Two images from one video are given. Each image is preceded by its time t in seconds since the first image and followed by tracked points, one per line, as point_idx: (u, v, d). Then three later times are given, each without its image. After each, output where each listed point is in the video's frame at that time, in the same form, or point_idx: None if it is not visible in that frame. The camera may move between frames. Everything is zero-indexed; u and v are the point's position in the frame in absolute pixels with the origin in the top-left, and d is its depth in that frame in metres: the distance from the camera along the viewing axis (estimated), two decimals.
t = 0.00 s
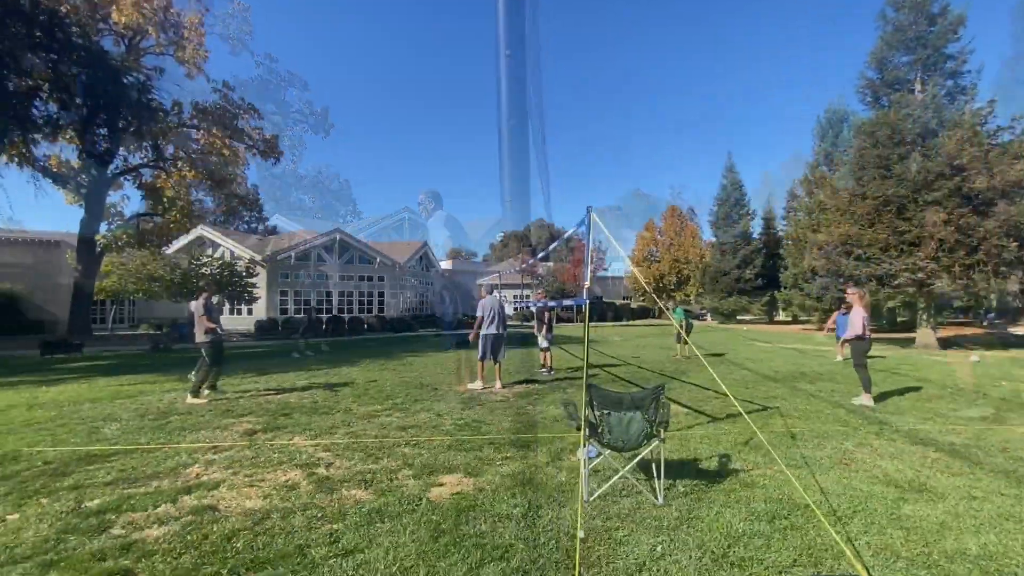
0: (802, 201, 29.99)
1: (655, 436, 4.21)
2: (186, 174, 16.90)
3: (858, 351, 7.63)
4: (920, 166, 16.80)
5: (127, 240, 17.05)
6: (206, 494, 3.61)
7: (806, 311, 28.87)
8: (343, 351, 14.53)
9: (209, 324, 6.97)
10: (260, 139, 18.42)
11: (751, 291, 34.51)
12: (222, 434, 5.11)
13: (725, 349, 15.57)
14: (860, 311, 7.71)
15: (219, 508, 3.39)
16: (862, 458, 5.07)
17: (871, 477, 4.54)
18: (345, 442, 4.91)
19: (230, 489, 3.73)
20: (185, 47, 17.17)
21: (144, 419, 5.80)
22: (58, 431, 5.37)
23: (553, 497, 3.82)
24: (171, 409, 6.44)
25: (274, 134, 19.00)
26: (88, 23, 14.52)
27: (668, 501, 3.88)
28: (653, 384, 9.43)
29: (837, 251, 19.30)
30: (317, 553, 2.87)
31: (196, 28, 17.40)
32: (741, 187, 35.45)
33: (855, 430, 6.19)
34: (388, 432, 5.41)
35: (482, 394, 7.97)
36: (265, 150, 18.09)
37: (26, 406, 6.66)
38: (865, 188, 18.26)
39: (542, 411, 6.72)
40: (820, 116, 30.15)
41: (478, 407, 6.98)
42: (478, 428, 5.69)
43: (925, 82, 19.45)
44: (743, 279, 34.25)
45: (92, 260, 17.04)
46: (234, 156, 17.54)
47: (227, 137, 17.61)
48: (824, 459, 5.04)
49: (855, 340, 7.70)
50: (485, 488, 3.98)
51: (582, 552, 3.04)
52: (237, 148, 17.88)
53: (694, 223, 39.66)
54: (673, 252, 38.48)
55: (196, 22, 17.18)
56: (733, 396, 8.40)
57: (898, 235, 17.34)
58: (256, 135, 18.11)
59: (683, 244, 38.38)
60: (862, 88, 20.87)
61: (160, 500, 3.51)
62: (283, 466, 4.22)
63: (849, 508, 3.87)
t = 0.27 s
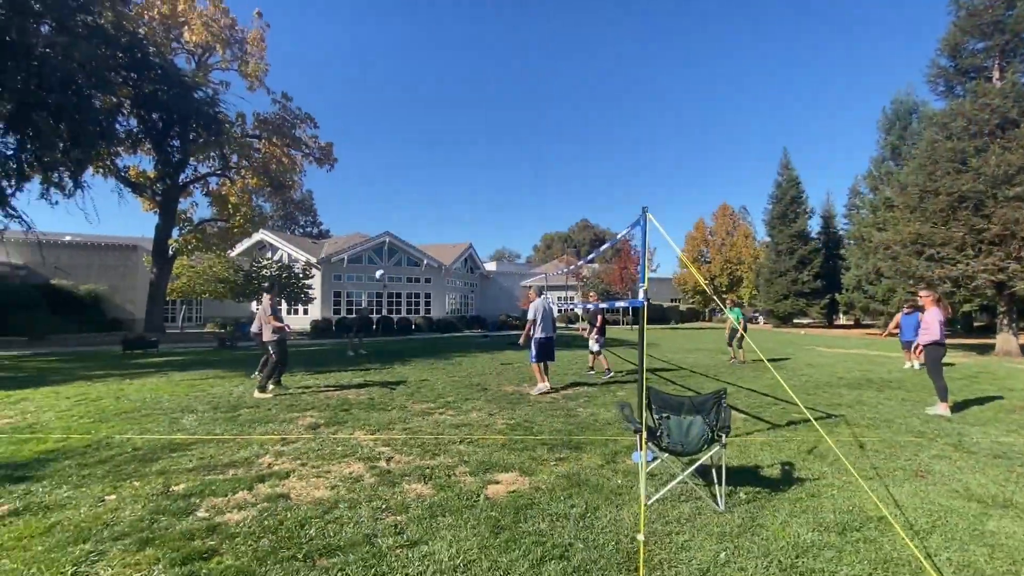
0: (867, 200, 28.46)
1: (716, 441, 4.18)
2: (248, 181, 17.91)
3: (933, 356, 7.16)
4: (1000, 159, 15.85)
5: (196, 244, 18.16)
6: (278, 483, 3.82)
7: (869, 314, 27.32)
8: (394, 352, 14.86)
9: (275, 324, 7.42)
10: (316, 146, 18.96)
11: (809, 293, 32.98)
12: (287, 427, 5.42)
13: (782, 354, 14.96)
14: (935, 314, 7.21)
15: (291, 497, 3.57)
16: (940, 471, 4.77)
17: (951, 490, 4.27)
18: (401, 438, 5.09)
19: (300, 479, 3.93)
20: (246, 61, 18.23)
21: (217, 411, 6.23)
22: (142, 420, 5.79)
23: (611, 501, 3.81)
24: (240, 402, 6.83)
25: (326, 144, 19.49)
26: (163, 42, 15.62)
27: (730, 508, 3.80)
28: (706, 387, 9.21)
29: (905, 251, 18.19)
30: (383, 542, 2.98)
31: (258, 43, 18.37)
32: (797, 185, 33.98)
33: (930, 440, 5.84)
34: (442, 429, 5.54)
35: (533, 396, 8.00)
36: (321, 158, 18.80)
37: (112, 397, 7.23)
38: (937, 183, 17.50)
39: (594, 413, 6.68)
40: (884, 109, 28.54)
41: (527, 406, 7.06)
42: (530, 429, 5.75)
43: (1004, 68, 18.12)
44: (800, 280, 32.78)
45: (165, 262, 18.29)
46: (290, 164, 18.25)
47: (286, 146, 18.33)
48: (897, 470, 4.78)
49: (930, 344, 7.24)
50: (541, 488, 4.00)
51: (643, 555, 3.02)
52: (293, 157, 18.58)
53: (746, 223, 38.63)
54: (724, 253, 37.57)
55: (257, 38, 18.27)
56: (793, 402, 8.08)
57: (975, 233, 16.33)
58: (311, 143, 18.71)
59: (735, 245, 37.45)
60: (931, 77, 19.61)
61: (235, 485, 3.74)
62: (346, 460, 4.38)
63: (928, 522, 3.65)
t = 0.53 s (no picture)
0: (918, 198, 27.18)
1: (761, 448, 4.11)
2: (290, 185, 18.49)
3: (992, 363, 6.79)
4: None
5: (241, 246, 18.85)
6: (323, 478, 3.93)
7: (922, 317, 26.02)
8: (428, 352, 15.06)
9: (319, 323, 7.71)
10: (354, 150, 19.31)
11: (855, 296, 31.67)
12: (330, 424, 5.57)
13: (827, 359, 14.41)
14: (995, 318, 6.81)
15: (336, 492, 3.67)
16: (1003, 484, 4.52)
17: (1016, 505, 4.04)
18: (440, 437, 5.17)
19: (343, 474, 4.03)
20: (289, 69, 18.82)
21: (264, 407, 6.47)
22: (194, 415, 6.06)
23: (651, 507, 3.76)
24: (284, 399, 7.06)
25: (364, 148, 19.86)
26: (212, 54, 16.32)
27: (776, 517, 3.72)
28: (746, 392, 8.99)
29: (960, 252, 17.29)
30: (425, 539, 3.03)
31: (299, 52, 18.96)
32: (842, 183, 32.72)
33: (991, 451, 5.54)
34: (479, 430, 5.60)
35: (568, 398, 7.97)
36: (359, 163, 19.20)
37: (166, 392, 7.59)
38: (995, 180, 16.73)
39: (631, 416, 6.61)
40: (937, 102, 27.18)
41: (563, 408, 7.05)
42: (567, 432, 5.75)
43: None
44: (846, 282, 31.52)
45: (213, 264, 19.06)
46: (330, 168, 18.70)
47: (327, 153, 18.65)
48: (956, 483, 4.55)
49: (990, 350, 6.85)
50: (580, 490, 3.99)
51: (687, 562, 2.98)
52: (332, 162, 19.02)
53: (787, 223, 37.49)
54: (764, 254, 36.57)
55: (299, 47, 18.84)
56: (840, 409, 7.78)
57: None
58: (349, 147, 19.06)
59: (775, 245, 36.41)
60: (989, 68, 18.59)
61: (282, 478, 3.87)
62: (388, 458, 4.46)
63: (992, 538, 3.47)
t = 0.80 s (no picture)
0: (950, 198, 26.35)
1: (786, 458, 4.01)
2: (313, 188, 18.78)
3: None
4: None
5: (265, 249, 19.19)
6: (342, 479, 3.96)
7: (954, 321, 25.20)
8: (447, 354, 15.12)
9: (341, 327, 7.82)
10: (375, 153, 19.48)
11: (883, 299, 30.83)
12: (350, 425, 5.61)
13: (854, 364, 14.05)
14: None
15: (355, 493, 3.69)
16: None
17: None
18: (458, 440, 5.17)
19: (362, 476, 4.05)
20: (312, 74, 19.12)
21: (286, 407, 6.56)
22: (218, 414, 6.17)
23: (672, 515, 3.70)
24: (305, 399, 7.15)
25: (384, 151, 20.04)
26: (237, 60, 16.67)
27: (802, 528, 3.62)
28: (769, 397, 8.81)
29: (995, 254, 16.71)
30: (443, 543, 3.03)
31: (322, 57, 19.23)
32: (870, 183, 31.91)
33: None
34: (497, 433, 5.58)
35: (587, 402, 7.90)
36: (379, 166, 19.42)
37: (192, 391, 7.74)
38: None
39: (651, 421, 6.52)
40: (971, 99, 26.34)
41: (583, 412, 6.99)
42: (586, 436, 5.70)
43: None
44: (874, 285, 30.71)
45: (238, 265, 19.44)
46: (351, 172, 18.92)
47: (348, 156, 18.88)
48: (993, 496, 4.38)
49: None
50: (599, 497, 3.94)
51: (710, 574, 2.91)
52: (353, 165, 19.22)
53: (812, 225, 36.73)
54: (788, 255, 35.89)
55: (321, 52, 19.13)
56: (869, 416, 7.57)
57: None
58: (370, 151, 19.22)
59: (800, 247, 35.70)
60: None
61: (302, 479, 3.90)
62: (406, 460, 4.47)
63: None
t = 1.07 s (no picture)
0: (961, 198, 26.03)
1: (794, 463, 3.95)
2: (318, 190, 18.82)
3: None
4: None
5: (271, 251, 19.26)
6: (343, 482, 3.92)
7: (966, 323, 24.87)
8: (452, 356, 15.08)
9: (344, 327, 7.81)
10: (380, 155, 19.46)
11: (893, 300, 30.49)
12: (353, 427, 5.58)
13: (863, 366, 13.88)
14: None
15: (356, 497, 3.66)
16: None
17: None
18: (460, 443, 5.12)
19: (363, 479, 4.02)
20: (318, 77, 19.18)
21: (289, 409, 6.54)
22: (222, 416, 6.16)
23: (677, 520, 3.64)
24: (309, 401, 7.14)
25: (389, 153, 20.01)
26: (244, 63, 16.74)
27: (810, 536, 3.55)
28: (777, 400, 8.70)
29: (1008, 255, 16.49)
30: (443, 548, 2.98)
31: (327, 59, 19.26)
32: (879, 183, 31.59)
33: None
34: (501, 436, 5.53)
35: (593, 404, 7.83)
36: (385, 168, 19.38)
37: (196, 392, 7.76)
38: None
39: (656, 424, 6.46)
40: (983, 98, 26.01)
41: (587, 415, 6.92)
42: (590, 439, 5.64)
43: None
44: (883, 286, 30.37)
45: (245, 267, 19.52)
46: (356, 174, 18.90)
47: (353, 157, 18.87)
48: (1008, 503, 4.29)
49: None
50: (602, 502, 3.88)
51: None
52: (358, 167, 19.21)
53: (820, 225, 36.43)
54: (795, 257, 35.61)
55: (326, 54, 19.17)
56: (878, 420, 7.46)
57: None
58: (375, 152, 19.19)
59: (808, 248, 35.42)
60: None
61: (303, 482, 3.88)
62: (407, 463, 4.43)
63: None
